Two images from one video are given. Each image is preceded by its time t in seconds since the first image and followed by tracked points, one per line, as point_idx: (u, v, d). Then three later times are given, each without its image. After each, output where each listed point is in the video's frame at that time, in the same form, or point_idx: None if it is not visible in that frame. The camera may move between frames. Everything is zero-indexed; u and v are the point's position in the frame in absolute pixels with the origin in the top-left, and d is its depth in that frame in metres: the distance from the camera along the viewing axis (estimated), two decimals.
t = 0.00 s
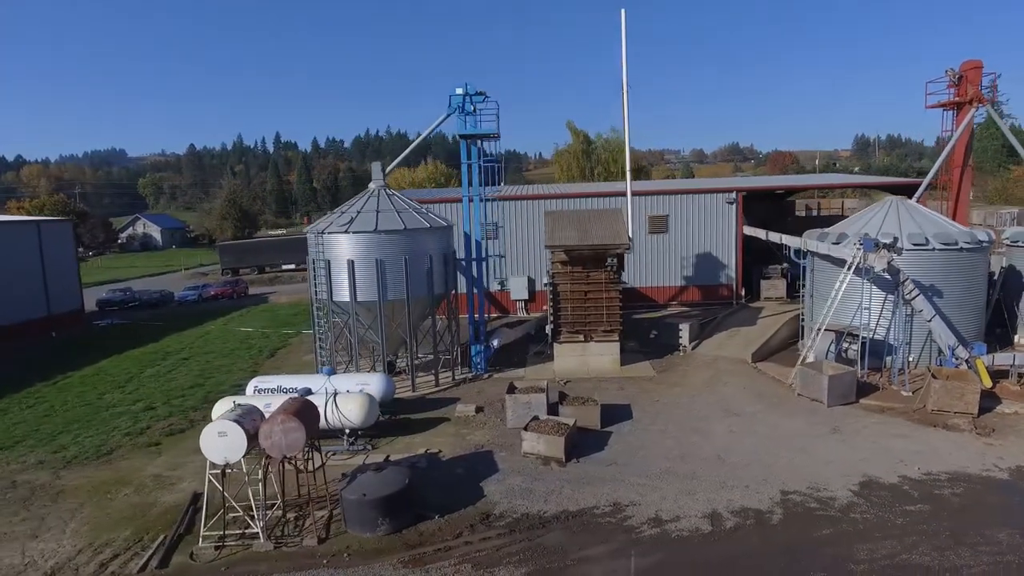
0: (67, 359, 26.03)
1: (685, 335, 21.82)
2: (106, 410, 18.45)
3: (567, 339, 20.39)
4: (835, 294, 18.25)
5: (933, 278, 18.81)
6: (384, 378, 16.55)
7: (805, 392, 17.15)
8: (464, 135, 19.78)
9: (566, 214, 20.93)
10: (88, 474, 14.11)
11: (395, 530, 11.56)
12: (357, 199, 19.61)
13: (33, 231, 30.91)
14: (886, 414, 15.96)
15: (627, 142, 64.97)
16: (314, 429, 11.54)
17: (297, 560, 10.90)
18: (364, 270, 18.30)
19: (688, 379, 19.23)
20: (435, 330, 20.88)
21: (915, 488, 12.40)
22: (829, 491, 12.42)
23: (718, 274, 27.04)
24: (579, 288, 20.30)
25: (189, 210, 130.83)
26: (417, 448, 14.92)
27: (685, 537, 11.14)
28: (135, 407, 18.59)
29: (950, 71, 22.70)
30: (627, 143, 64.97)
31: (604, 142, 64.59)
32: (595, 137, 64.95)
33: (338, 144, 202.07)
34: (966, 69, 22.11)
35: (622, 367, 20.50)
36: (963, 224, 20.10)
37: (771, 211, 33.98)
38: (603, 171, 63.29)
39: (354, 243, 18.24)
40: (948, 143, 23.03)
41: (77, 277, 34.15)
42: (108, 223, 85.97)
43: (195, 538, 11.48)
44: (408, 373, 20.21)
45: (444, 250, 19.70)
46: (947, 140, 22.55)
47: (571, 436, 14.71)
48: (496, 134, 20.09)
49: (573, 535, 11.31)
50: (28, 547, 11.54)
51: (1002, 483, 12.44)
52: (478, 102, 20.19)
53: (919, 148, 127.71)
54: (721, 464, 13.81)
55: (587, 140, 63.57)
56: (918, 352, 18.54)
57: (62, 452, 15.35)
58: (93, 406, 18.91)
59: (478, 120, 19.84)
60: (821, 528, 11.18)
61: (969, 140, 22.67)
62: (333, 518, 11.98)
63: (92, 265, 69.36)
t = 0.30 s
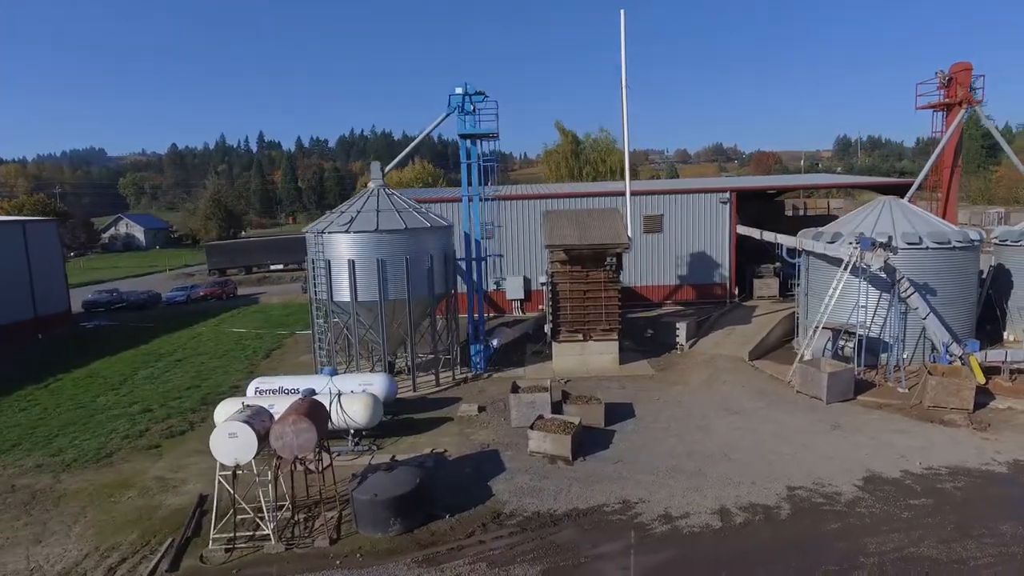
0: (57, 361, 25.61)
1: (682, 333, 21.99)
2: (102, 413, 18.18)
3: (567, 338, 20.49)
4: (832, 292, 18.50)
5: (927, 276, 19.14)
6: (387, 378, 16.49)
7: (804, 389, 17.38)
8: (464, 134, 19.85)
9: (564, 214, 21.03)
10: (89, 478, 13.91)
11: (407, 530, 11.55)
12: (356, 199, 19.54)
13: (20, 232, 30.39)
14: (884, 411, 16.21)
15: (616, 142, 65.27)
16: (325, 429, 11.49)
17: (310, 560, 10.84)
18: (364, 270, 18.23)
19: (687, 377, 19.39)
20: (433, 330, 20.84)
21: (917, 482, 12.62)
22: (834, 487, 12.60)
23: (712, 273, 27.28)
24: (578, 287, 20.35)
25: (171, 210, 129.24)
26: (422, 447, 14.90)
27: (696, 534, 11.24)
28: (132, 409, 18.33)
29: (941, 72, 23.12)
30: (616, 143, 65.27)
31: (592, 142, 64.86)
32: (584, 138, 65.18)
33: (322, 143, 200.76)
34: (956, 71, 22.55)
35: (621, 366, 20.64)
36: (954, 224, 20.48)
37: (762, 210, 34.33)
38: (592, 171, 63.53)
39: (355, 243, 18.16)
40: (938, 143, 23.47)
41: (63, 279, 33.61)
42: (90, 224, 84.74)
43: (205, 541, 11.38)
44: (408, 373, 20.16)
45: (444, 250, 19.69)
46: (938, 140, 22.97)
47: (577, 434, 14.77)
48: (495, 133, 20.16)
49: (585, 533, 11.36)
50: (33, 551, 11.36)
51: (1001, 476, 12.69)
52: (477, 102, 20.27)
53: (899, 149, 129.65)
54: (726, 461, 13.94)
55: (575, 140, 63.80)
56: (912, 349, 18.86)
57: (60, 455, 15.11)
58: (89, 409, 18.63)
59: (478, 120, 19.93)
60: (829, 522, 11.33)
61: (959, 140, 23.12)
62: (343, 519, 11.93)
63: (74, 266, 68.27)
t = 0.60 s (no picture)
0: (41, 363, 25.11)
1: (676, 332, 22.19)
2: (94, 416, 17.87)
3: (563, 337, 20.65)
4: (824, 291, 18.80)
5: (916, 275, 19.51)
6: (386, 378, 16.42)
7: (799, 386, 17.64)
8: (461, 134, 19.86)
9: (560, 214, 21.10)
10: (87, 481, 13.68)
11: (416, 530, 11.53)
12: (353, 199, 19.43)
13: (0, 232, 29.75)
14: (877, 407, 16.52)
15: (601, 142, 65.59)
16: (332, 430, 11.44)
17: (320, 562, 10.78)
18: (362, 270, 18.14)
19: (683, 375, 19.59)
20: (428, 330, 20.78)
21: (915, 476, 12.88)
22: (835, 482, 12.82)
23: (702, 272, 27.56)
24: (575, 287, 20.43)
25: (148, 210, 127.23)
26: (425, 447, 14.89)
27: (703, 530, 11.37)
28: (124, 412, 18.05)
29: (926, 75, 23.60)
30: (601, 143, 65.59)
31: (577, 142, 65.12)
32: (569, 138, 65.42)
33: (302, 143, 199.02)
34: (941, 73, 23.04)
35: (617, 365, 20.81)
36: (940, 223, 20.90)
37: (749, 210, 34.76)
38: (577, 171, 63.78)
39: (352, 243, 18.06)
40: (924, 144, 23.95)
41: (45, 280, 32.97)
42: (66, 224, 83.17)
43: (211, 545, 11.25)
44: (404, 373, 20.09)
45: (441, 250, 19.66)
46: (924, 142, 23.45)
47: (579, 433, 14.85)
48: (491, 133, 20.19)
49: (593, 530, 11.43)
50: (34, 557, 11.15)
51: (995, 470, 13.00)
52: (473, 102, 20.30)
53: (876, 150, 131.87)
54: (727, 458, 14.12)
55: (560, 140, 64.03)
56: (902, 346, 19.21)
57: (54, 459, 14.83)
58: (79, 412, 18.31)
59: (474, 119, 19.95)
60: (833, 517, 11.53)
61: (944, 141, 23.61)
62: (350, 520, 11.87)
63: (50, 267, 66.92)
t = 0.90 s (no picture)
0: (25, 366, 24.61)
1: (669, 331, 22.36)
2: (86, 419, 17.56)
3: (559, 337, 20.68)
4: (817, 289, 19.09)
5: (905, 273, 19.88)
6: (386, 379, 16.33)
7: (794, 383, 17.89)
8: (457, 133, 19.88)
9: (556, 214, 21.17)
10: (85, 486, 13.44)
11: (425, 530, 11.51)
12: (349, 198, 19.33)
13: None
14: (871, 403, 16.82)
15: (586, 142, 65.86)
16: (339, 430, 11.38)
17: (330, 563, 10.71)
18: (359, 270, 18.04)
19: (678, 373, 19.77)
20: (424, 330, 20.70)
21: (912, 470, 13.15)
22: (835, 476, 13.04)
23: (692, 272, 27.82)
24: (571, 286, 20.50)
25: (125, 210, 125.11)
26: (427, 447, 14.87)
27: (710, 525, 11.50)
28: (117, 415, 17.76)
29: (911, 77, 24.07)
30: (586, 143, 65.86)
31: (563, 142, 65.32)
32: (554, 138, 65.61)
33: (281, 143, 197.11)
34: (926, 76, 23.53)
35: (612, 364, 20.93)
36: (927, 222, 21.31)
37: (736, 210, 35.16)
38: (563, 171, 63.96)
39: (349, 243, 17.96)
40: (909, 145, 24.42)
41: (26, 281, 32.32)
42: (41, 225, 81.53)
43: (217, 548, 11.12)
44: (400, 373, 19.99)
45: (438, 250, 19.62)
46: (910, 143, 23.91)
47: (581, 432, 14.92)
48: (487, 133, 20.23)
49: (602, 528, 11.50)
50: (35, 564, 10.94)
51: (989, 463, 13.31)
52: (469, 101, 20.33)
53: (853, 151, 133.99)
54: (728, 455, 14.29)
55: (545, 140, 64.19)
56: (893, 343, 19.57)
57: (48, 464, 14.56)
58: (70, 415, 17.98)
59: (471, 119, 19.98)
60: (836, 511, 11.73)
61: (929, 142, 24.09)
62: (357, 521, 11.82)
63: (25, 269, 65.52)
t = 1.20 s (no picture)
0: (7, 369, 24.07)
1: (663, 330, 22.53)
2: (77, 423, 17.24)
3: (554, 336, 20.74)
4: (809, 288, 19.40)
5: (893, 272, 20.27)
6: (385, 379, 16.23)
7: (788, 380, 18.15)
8: (453, 133, 20.06)
9: (551, 214, 21.27)
10: (82, 491, 13.21)
11: (433, 530, 11.49)
12: (344, 198, 19.22)
13: None
14: (864, 399, 17.13)
15: (570, 142, 66.11)
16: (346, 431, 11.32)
17: (339, 564, 10.66)
18: (357, 271, 17.95)
19: (673, 372, 19.96)
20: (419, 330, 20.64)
21: (909, 464, 13.42)
22: (834, 471, 13.27)
23: (682, 271, 28.08)
24: (566, 286, 20.58)
25: (99, 211, 122.86)
26: (430, 447, 14.85)
27: (716, 521, 11.64)
28: (110, 419, 17.47)
29: (896, 80, 24.59)
30: (570, 143, 66.12)
31: (547, 142, 65.52)
32: (539, 138, 65.80)
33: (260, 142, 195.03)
34: (910, 79, 24.05)
35: (607, 363, 21.08)
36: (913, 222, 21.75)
37: (723, 211, 35.59)
38: (548, 171, 64.14)
39: (346, 243, 17.85)
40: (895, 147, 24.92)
41: (6, 283, 31.63)
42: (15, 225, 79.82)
43: (224, 552, 11.00)
44: (396, 374, 19.92)
45: (434, 250, 19.59)
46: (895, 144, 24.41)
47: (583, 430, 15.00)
48: (482, 132, 20.37)
49: (609, 525, 11.58)
50: (36, 570, 10.72)
51: (982, 456, 13.64)
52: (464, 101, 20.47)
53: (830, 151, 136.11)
54: (729, 451, 14.46)
55: (530, 140, 64.34)
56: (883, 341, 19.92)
57: (42, 468, 14.28)
58: (61, 419, 17.64)
59: (466, 119, 20.12)
60: (838, 505, 11.94)
61: (914, 143, 24.59)
62: (363, 522, 11.76)
63: None
